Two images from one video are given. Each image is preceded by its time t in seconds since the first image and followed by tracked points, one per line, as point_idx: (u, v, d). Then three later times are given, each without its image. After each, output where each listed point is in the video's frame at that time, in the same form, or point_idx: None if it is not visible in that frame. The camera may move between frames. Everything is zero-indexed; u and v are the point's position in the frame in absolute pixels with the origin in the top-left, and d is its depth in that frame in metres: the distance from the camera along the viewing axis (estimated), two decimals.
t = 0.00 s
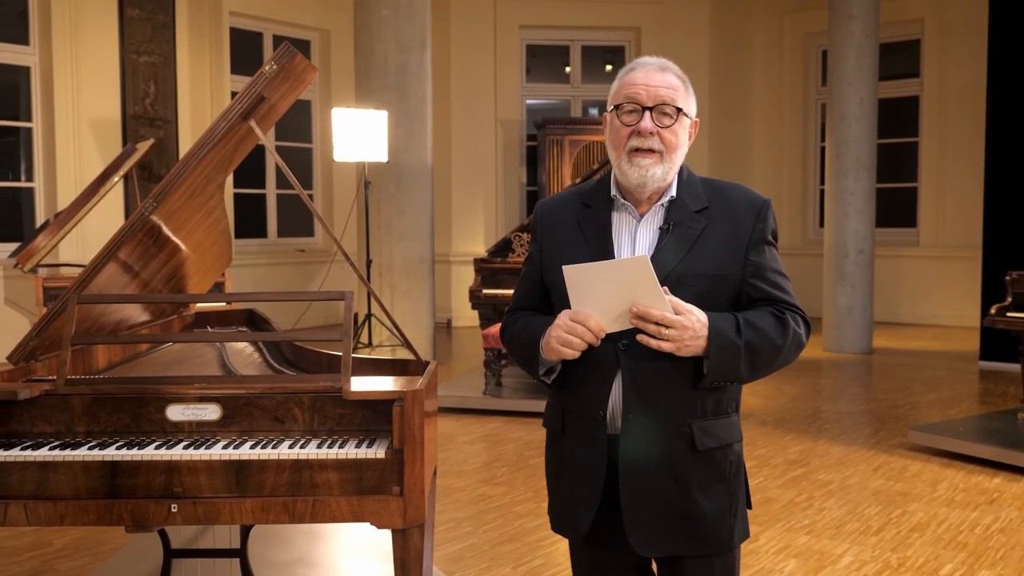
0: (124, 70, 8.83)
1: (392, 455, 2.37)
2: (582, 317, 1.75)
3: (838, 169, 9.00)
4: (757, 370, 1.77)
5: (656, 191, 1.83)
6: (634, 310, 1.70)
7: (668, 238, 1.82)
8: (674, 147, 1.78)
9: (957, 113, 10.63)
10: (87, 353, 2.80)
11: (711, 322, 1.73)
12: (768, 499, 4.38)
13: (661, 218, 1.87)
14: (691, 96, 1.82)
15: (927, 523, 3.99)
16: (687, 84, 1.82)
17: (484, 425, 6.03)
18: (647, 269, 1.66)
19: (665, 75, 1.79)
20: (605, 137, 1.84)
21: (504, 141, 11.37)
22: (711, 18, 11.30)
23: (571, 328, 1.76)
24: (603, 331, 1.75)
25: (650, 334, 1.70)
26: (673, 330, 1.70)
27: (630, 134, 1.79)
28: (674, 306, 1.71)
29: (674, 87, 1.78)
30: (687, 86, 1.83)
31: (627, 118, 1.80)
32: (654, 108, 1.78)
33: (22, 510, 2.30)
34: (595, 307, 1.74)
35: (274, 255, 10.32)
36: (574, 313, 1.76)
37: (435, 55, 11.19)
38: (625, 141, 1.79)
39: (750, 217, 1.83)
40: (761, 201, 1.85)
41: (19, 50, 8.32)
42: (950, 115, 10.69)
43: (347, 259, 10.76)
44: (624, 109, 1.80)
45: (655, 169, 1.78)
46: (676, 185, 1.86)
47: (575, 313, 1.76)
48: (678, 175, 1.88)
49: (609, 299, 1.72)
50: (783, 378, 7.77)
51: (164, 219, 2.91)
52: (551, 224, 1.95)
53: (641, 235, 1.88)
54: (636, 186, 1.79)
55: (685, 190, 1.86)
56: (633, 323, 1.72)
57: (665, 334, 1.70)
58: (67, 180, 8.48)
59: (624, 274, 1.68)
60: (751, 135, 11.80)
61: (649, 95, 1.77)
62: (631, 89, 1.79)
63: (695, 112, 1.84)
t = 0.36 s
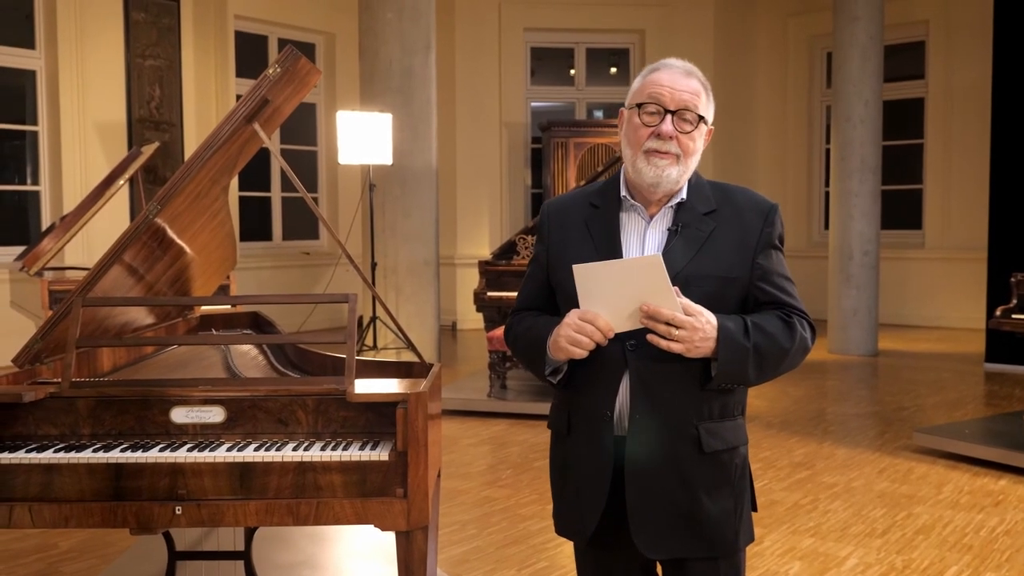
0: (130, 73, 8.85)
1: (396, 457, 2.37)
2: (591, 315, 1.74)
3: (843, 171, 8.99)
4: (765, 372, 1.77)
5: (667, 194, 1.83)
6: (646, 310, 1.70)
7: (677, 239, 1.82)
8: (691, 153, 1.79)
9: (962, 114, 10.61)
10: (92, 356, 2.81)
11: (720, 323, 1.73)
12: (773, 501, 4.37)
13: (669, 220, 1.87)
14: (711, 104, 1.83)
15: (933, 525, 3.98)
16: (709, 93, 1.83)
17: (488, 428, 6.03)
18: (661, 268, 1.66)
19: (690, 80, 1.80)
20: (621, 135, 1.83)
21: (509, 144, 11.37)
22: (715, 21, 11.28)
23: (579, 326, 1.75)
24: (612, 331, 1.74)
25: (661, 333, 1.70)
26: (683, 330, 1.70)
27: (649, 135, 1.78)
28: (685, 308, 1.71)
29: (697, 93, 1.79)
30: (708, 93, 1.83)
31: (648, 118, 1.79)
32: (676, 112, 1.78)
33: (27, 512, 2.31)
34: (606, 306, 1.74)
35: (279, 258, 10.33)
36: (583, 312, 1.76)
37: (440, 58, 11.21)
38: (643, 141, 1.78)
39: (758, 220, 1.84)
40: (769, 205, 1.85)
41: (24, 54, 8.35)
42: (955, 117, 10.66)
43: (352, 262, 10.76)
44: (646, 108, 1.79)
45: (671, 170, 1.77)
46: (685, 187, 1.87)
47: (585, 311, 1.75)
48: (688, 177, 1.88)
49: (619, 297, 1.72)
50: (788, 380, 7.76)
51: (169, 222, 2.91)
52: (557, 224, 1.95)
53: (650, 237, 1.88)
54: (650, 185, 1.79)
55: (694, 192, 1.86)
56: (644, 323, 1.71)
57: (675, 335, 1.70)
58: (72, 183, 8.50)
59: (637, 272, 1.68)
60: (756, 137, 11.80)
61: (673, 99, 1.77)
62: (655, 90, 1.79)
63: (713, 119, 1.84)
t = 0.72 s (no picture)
0: (133, 73, 8.86)
1: (398, 457, 2.37)
2: (606, 315, 1.74)
3: (846, 171, 8.97)
4: (779, 373, 1.77)
5: (683, 194, 1.83)
6: (660, 310, 1.70)
7: (692, 239, 1.82)
8: (705, 153, 1.78)
9: (965, 115, 10.59)
10: (95, 355, 2.81)
11: (735, 324, 1.73)
12: (775, 501, 4.36)
13: (684, 220, 1.87)
14: (725, 102, 1.82)
15: (935, 526, 3.97)
16: (724, 92, 1.82)
17: (491, 428, 6.03)
18: (676, 269, 1.66)
19: (704, 79, 1.79)
20: (636, 135, 1.82)
21: (512, 144, 11.37)
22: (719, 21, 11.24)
23: (594, 326, 1.74)
24: (627, 331, 1.74)
25: (676, 333, 1.69)
26: (698, 332, 1.69)
27: (665, 135, 1.77)
28: (699, 309, 1.70)
29: (712, 92, 1.78)
30: (722, 92, 1.82)
31: (662, 118, 1.79)
32: (691, 111, 1.77)
33: (29, 511, 2.31)
34: (620, 305, 1.73)
35: (282, 257, 10.34)
36: (597, 311, 1.75)
37: (444, 58, 11.20)
38: (658, 142, 1.78)
39: (773, 221, 1.84)
40: (784, 205, 1.85)
41: (28, 53, 8.36)
42: (958, 117, 10.65)
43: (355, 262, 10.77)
44: (660, 108, 1.79)
45: (685, 172, 1.77)
46: (701, 187, 1.86)
47: (599, 311, 1.74)
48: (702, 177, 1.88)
49: (634, 297, 1.71)
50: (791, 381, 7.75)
51: (172, 221, 2.91)
52: (570, 223, 1.94)
53: (664, 237, 1.87)
54: (664, 187, 1.78)
55: (709, 192, 1.86)
56: (658, 323, 1.71)
57: (690, 335, 1.69)
58: (75, 183, 8.51)
59: (653, 272, 1.68)
60: (759, 137, 11.78)
61: (687, 98, 1.77)
62: (670, 90, 1.78)
63: (727, 117, 1.83)
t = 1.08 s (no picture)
0: (127, 72, 8.85)
1: (394, 456, 2.37)
2: (614, 314, 1.74)
3: (841, 171, 8.99)
4: (788, 372, 1.77)
5: (690, 193, 1.83)
6: (669, 309, 1.70)
7: (700, 236, 1.82)
8: (712, 152, 1.78)
9: (959, 114, 10.62)
10: (89, 355, 2.80)
11: (744, 323, 1.73)
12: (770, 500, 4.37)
13: (691, 217, 1.87)
14: (729, 99, 1.82)
15: (929, 524, 3.98)
16: (728, 89, 1.82)
17: (487, 428, 6.02)
18: (686, 270, 1.66)
19: (708, 77, 1.79)
20: (641, 136, 1.82)
21: (507, 143, 11.37)
22: (714, 21, 11.25)
23: (602, 325, 1.74)
24: (635, 330, 1.74)
25: (684, 332, 1.69)
26: (707, 331, 1.69)
27: (671, 135, 1.78)
28: (709, 308, 1.70)
29: (717, 90, 1.78)
30: (727, 89, 1.82)
31: (668, 118, 1.79)
32: (697, 110, 1.77)
33: (22, 512, 2.30)
34: (629, 304, 1.73)
35: (277, 257, 10.33)
36: (606, 310, 1.75)
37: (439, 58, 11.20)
38: (665, 142, 1.78)
39: (781, 218, 1.85)
40: (791, 202, 1.86)
41: (21, 53, 8.33)
42: (952, 116, 10.67)
43: (351, 262, 10.77)
44: (666, 108, 1.78)
45: (693, 174, 1.77)
46: (708, 185, 1.87)
47: (607, 310, 1.74)
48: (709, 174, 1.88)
49: (643, 295, 1.71)
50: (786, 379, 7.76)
51: (166, 220, 2.90)
52: (576, 221, 1.93)
53: (672, 235, 1.88)
54: (673, 189, 1.79)
55: (716, 189, 1.86)
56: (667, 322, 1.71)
57: (699, 335, 1.69)
58: (69, 183, 8.49)
59: (662, 272, 1.68)
60: (755, 137, 11.79)
61: (693, 98, 1.77)
62: (674, 89, 1.78)
63: (732, 114, 1.83)
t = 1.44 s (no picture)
0: (122, 70, 8.82)
1: (390, 455, 2.37)
2: (623, 314, 1.74)
3: (837, 170, 9.00)
4: (799, 369, 1.77)
5: (699, 191, 1.84)
6: (678, 307, 1.70)
7: (708, 234, 1.82)
8: (720, 149, 1.79)
9: (954, 114, 10.64)
10: (85, 354, 2.80)
11: (754, 321, 1.73)
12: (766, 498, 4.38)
13: (699, 216, 1.87)
14: (735, 96, 1.82)
15: (925, 522, 3.99)
16: (734, 85, 1.82)
17: (483, 426, 6.03)
18: (695, 265, 1.66)
19: (713, 75, 1.78)
20: (648, 136, 1.82)
21: (504, 142, 11.38)
22: (710, 20, 11.25)
23: (611, 325, 1.74)
24: (644, 329, 1.74)
25: (695, 330, 1.69)
26: (716, 329, 1.69)
27: (679, 135, 1.78)
28: (719, 306, 1.70)
29: (723, 88, 1.78)
30: (732, 85, 1.82)
31: (675, 118, 1.78)
32: (704, 109, 1.77)
33: (19, 510, 2.29)
34: (638, 303, 1.73)
35: (273, 256, 10.32)
36: (614, 310, 1.75)
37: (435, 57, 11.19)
38: (672, 142, 1.79)
39: (789, 216, 1.85)
40: (799, 200, 1.86)
41: (17, 50, 8.30)
42: (948, 116, 10.69)
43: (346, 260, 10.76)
44: (672, 108, 1.78)
45: (701, 170, 1.78)
46: (716, 183, 1.87)
47: (616, 309, 1.74)
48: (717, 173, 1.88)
49: (651, 294, 1.72)
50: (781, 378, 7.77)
51: (162, 219, 2.89)
52: (583, 220, 1.94)
53: (680, 233, 1.88)
54: (682, 186, 1.80)
55: (724, 187, 1.86)
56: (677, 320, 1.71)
57: (708, 332, 1.70)
58: (65, 180, 8.47)
59: (671, 268, 1.68)
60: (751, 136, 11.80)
61: (699, 96, 1.76)
62: (680, 88, 1.77)
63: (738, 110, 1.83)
